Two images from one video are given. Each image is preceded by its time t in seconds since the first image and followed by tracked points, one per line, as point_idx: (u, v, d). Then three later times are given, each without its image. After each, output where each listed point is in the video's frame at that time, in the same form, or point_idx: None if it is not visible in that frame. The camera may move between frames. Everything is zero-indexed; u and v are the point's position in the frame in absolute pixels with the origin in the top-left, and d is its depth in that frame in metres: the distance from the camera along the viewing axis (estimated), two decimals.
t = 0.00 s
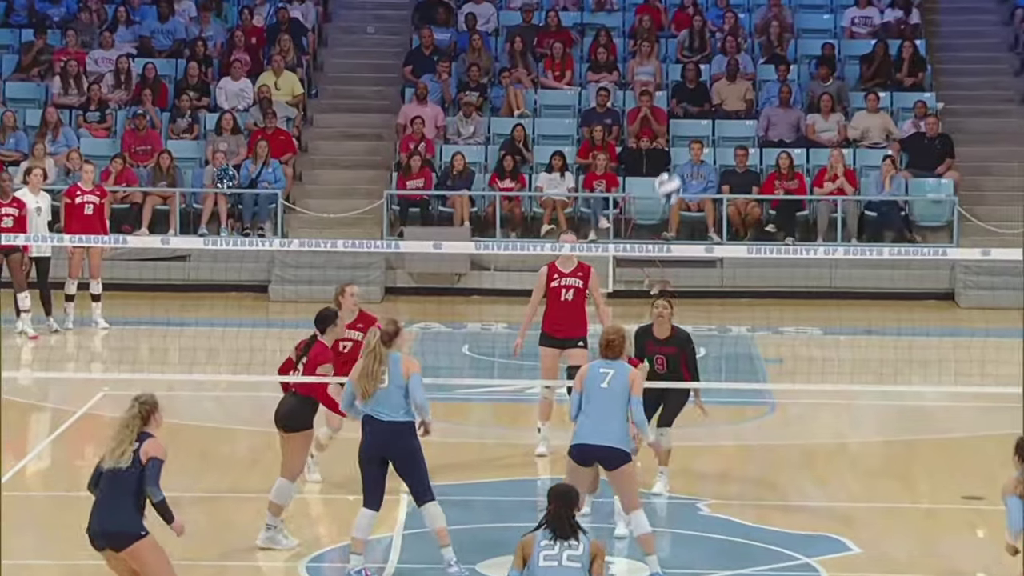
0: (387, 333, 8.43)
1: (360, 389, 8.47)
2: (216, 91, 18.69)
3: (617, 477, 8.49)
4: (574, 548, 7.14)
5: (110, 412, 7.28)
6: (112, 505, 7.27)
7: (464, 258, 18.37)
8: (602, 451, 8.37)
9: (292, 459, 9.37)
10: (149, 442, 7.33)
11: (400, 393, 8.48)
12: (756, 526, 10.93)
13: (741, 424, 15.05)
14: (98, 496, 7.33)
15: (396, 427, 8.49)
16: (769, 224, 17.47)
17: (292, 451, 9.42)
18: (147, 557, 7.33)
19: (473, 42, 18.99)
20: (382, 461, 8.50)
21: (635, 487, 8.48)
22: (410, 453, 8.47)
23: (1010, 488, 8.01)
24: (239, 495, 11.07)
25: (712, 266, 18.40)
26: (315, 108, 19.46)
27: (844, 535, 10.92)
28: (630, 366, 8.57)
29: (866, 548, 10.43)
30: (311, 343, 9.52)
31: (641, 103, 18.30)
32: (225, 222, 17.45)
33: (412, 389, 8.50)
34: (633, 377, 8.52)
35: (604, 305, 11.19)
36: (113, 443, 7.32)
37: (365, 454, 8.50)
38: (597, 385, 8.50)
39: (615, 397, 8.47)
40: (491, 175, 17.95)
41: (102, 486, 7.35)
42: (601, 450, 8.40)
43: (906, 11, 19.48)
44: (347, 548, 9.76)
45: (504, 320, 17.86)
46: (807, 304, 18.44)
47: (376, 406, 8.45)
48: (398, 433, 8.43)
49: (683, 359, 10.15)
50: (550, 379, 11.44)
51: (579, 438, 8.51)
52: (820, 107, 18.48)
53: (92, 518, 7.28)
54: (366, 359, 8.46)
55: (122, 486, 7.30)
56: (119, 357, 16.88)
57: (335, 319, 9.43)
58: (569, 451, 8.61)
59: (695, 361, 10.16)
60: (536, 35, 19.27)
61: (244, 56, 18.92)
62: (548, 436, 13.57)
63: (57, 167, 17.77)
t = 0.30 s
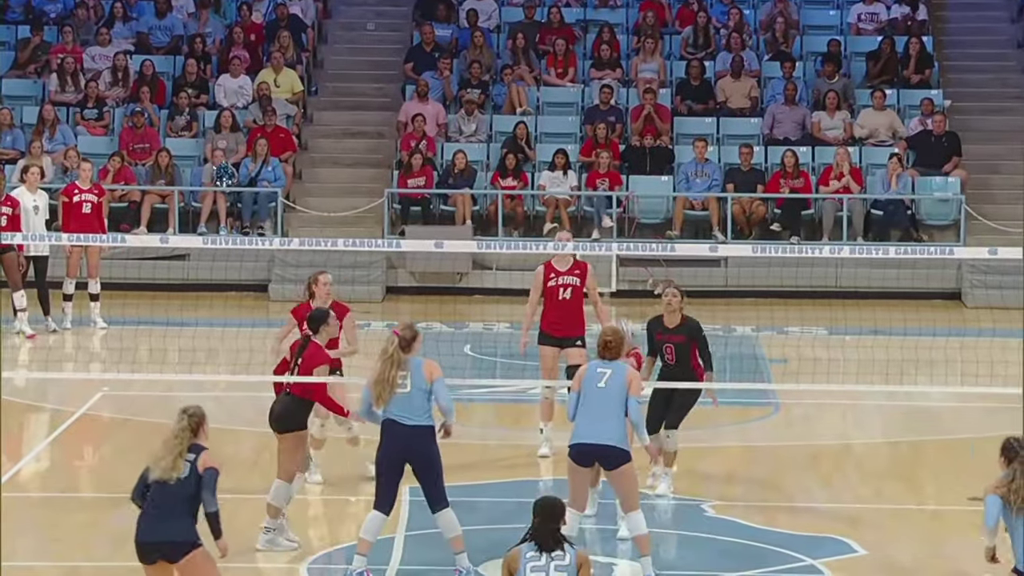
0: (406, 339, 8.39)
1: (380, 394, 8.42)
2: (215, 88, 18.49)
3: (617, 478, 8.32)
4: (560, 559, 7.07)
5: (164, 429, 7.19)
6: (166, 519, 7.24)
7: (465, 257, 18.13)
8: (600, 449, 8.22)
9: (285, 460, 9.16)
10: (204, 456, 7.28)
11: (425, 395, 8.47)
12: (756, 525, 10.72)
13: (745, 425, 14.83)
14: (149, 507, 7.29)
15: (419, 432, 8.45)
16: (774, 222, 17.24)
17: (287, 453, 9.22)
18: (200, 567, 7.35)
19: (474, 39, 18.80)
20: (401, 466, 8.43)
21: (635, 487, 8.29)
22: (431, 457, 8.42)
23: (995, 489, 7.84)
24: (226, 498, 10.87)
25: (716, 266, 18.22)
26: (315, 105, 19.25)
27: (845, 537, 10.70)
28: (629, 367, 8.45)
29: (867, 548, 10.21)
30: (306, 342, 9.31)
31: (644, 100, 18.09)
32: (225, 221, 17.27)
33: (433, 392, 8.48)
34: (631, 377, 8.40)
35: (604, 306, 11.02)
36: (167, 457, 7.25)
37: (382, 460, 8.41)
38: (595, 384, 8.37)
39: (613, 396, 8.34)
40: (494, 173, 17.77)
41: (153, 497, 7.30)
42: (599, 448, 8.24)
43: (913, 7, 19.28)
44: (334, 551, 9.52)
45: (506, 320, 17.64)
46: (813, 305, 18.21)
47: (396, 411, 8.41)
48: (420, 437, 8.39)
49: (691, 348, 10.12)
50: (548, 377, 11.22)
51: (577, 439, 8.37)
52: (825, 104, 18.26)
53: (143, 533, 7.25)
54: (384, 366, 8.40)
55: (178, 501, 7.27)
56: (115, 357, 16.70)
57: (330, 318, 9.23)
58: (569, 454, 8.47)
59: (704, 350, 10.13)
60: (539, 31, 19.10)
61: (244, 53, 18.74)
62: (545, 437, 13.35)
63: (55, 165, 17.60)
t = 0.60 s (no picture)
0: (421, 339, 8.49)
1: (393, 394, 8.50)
2: (216, 89, 18.50)
3: (623, 477, 8.32)
4: (572, 565, 7.05)
5: (203, 419, 7.39)
6: (189, 510, 7.39)
7: (466, 258, 18.14)
8: (605, 447, 8.23)
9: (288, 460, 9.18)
10: (237, 456, 7.49)
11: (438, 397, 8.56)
12: (756, 526, 10.71)
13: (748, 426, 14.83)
14: (173, 494, 7.44)
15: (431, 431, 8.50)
16: (775, 224, 17.25)
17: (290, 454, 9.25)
18: (211, 563, 7.48)
19: (475, 39, 18.78)
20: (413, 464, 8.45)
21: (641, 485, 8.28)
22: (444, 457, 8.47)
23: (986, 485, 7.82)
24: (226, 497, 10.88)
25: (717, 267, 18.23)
26: (317, 106, 19.25)
27: (848, 538, 10.71)
28: (633, 369, 8.49)
29: (868, 549, 10.21)
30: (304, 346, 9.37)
31: (646, 101, 18.08)
32: (226, 222, 17.30)
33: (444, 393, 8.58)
34: (635, 378, 8.43)
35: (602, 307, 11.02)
36: (203, 450, 7.45)
37: (395, 459, 8.42)
38: (599, 385, 8.40)
39: (618, 396, 8.36)
40: (495, 174, 17.76)
41: (178, 486, 7.46)
42: (604, 446, 8.24)
43: (914, 9, 19.27)
44: (335, 551, 9.52)
45: (508, 321, 17.65)
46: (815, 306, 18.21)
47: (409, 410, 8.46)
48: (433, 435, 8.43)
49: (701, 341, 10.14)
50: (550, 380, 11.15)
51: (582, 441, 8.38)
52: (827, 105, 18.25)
53: (163, 517, 7.39)
54: (399, 367, 8.48)
55: (203, 495, 7.44)
56: (116, 358, 16.72)
57: (328, 320, 9.28)
58: (575, 457, 8.48)
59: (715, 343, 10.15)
60: (540, 32, 19.09)
61: (245, 54, 18.73)
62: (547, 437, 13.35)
63: (56, 166, 17.61)
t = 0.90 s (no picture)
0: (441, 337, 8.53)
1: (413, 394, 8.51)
2: (233, 90, 18.49)
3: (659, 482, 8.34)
4: None
5: (230, 418, 7.32)
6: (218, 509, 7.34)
7: (485, 257, 18.10)
8: (640, 453, 8.26)
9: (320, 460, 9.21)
10: (266, 454, 7.44)
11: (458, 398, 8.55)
12: (776, 525, 10.73)
13: (768, 426, 14.83)
14: (201, 493, 7.38)
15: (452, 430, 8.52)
16: (793, 223, 17.31)
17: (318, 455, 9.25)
18: (239, 562, 7.43)
19: (492, 39, 18.73)
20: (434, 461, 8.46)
21: (677, 490, 8.30)
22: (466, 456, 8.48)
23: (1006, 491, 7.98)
24: (254, 496, 10.89)
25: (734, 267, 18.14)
26: (333, 106, 19.25)
27: (871, 537, 10.72)
28: (667, 373, 8.50)
29: (893, 549, 10.22)
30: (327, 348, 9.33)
31: (663, 101, 18.07)
32: (244, 222, 17.32)
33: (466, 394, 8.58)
34: (670, 382, 8.46)
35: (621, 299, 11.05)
36: (232, 447, 7.38)
37: (414, 460, 8.44)
38: (633, 391, 8.43)
39: (652, 402, 8.40)
40: (512, 174, 17.79)
41: (206, 484, 7.40)
42: (640, 453, 8.28)
43: (931, 8, 19.23)
44: (367, 548, 9.59)
45: (526, 321, 17.64)
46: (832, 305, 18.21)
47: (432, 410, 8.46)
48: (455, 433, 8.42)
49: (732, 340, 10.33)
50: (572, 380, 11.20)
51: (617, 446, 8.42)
52: (844, 105, 18.24)
53: (192, 517, 7.33)
54: (419, 368, 8.50)
55: (231, 494, 7.38)
56: (135, 357, 16.74)
57: (352, 319, 9.22)
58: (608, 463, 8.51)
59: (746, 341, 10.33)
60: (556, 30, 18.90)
61: (261, 54, 18.73)
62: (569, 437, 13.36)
63: (74, 166, 17.61)
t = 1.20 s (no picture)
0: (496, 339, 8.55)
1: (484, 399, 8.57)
2: (309, 90, 18.62)
3: (772, 490, 8.22)
4: None
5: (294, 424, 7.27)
6: (293, 513, 7.32)
7: (559, 257, 18.21)
8: (758, 460, 8.12)
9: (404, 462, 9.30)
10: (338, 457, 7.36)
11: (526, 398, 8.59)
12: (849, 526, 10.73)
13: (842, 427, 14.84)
14: (275, 496, 7.36)
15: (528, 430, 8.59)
16: (867, 224, 17.36)
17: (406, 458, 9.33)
18: (320, 562, 7.42)
19: (566, 40, 18.77)
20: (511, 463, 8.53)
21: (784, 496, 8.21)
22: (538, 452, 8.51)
23: None
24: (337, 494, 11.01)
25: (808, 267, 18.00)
26: (407, 106, 19.35)
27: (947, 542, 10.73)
28: (783, 376, 8.32)
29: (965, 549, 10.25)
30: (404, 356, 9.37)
31: (737, 102, 18.09)
32: (319, 221, 17.45)
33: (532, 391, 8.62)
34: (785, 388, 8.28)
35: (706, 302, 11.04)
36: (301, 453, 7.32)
37: (489, 461, 8.48)
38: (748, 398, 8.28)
39: (767, 407, 8.24)
40: (586, 174, 17.84)
41: (280, 489, 7.38)
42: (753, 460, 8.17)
43: (1007, 9, 19.16)
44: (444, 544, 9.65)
45: (600, 321, 17.68)
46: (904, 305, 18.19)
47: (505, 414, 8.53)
48: (527, 430, 8.49)
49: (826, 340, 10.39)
50: (648, 379, 11.21)
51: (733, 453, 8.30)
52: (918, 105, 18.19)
53: (267, 522, 7.33)
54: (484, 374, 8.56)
55: (305, 499, 7.34)
56: (212, 356, 16.91)
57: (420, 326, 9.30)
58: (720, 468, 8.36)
59: (841, 341, 10.35)
60: (630, 33, 19.05)
61: (336, 55, 18.84)
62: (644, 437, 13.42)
63: (152, 166, 17.77)
